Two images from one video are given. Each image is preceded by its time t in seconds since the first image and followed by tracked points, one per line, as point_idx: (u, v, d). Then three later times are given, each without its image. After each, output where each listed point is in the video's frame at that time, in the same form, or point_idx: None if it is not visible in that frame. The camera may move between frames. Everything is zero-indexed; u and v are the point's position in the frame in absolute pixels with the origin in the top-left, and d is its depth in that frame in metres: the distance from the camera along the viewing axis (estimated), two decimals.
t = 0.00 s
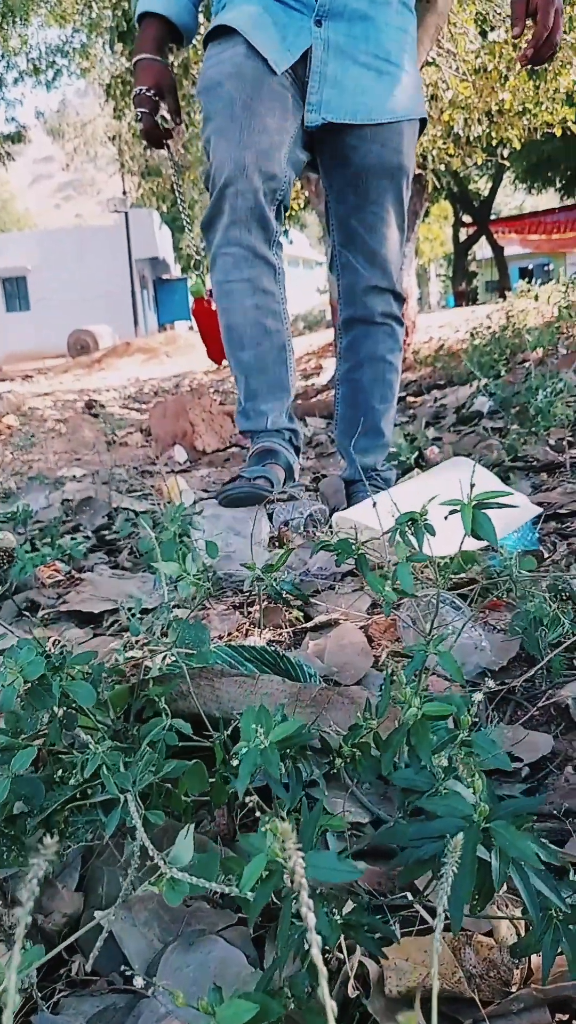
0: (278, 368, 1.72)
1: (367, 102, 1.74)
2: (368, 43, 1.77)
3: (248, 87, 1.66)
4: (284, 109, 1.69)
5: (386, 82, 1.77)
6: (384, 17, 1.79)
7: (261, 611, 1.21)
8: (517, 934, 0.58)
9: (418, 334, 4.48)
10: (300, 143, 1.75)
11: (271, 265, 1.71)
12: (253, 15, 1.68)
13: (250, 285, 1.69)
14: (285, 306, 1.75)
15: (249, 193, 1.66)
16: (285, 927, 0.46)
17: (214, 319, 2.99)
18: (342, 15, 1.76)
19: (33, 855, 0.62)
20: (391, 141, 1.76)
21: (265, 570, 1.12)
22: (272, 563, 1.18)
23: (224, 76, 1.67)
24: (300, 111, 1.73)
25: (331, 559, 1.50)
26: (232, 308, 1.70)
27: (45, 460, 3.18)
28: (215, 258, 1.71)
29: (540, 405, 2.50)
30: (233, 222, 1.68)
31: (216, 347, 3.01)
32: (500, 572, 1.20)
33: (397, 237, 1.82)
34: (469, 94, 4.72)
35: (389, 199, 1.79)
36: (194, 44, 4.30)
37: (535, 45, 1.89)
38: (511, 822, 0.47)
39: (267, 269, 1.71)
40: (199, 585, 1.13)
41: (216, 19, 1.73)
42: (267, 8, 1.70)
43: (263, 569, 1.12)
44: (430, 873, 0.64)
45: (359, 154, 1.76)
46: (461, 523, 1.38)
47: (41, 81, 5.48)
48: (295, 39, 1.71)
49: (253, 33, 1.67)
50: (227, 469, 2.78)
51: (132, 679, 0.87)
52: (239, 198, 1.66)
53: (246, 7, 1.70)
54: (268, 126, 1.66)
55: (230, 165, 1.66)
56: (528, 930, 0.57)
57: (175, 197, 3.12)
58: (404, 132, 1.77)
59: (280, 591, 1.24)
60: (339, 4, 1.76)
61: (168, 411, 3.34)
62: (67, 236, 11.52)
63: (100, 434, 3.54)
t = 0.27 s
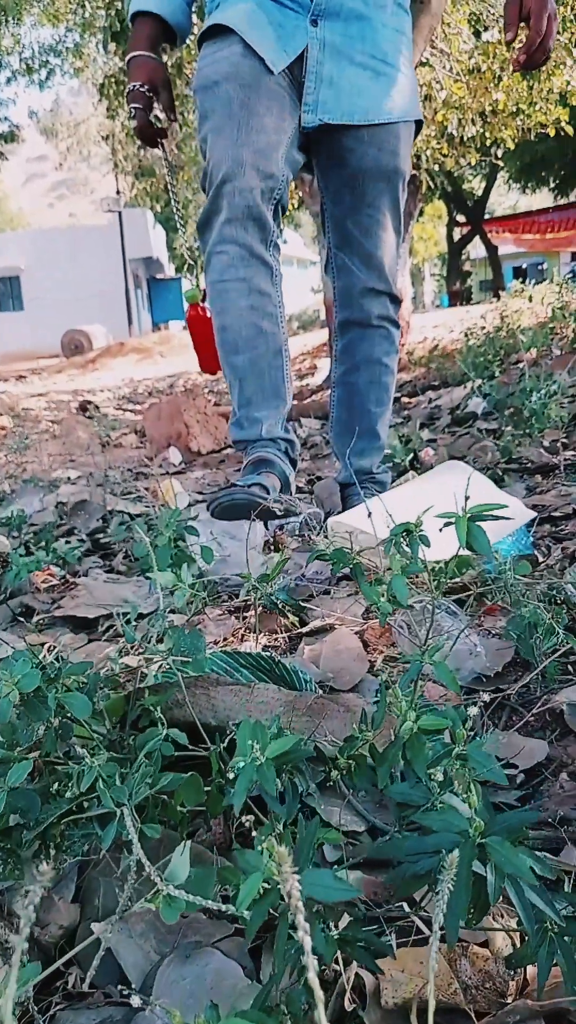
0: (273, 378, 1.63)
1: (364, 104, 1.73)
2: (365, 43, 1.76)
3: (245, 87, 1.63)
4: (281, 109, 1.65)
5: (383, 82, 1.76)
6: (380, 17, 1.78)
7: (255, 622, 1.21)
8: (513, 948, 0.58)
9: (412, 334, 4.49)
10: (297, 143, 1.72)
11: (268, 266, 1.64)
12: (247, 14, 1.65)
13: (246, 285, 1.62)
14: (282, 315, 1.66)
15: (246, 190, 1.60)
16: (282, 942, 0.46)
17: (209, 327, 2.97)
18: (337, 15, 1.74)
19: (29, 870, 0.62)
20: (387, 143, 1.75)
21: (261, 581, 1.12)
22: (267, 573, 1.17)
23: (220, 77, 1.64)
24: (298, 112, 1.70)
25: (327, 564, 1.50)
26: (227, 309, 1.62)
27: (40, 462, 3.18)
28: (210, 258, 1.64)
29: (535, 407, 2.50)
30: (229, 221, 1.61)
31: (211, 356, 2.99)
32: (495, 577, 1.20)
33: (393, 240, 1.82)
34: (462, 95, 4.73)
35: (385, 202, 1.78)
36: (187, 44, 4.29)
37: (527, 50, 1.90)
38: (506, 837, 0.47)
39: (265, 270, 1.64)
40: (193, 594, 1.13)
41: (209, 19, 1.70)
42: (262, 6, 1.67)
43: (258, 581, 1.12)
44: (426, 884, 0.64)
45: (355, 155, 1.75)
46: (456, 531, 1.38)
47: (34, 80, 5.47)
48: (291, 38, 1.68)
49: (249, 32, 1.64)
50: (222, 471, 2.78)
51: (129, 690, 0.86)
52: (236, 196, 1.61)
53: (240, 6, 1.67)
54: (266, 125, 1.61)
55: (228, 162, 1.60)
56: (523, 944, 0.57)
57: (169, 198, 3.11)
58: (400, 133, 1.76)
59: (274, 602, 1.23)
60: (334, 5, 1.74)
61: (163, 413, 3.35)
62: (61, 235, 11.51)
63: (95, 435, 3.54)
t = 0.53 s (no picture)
0: (272, 386, 1.58)
1: (365, 107, 1.72)
2: (365, 45, 1.75)
3: (247, 91, 1.61)
4: (283, 113, 1.63)
5: (382, 86, 1.75)
6: (379, 21, 1.77)
7: (254, 635, 1.20)
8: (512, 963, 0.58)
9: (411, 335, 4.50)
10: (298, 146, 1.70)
11: (269, 270, 1.61)
12: (247, 17, 1.64)
13: (245, 288, 1.58)
14: (282, 321, 1.63)
15: (249, 192, 1.58)
16: (281, 960, 0.46)
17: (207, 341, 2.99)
18: (337, 18, 1.73)
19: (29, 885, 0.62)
20: (387, 147, 1.75)
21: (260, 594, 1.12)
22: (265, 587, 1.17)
23: (220, 80, 1.62)
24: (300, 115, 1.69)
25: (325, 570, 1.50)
26: (225, 311, 1.58)
27: (39, 464, 3.19)
28: (210, 259, 1.61)
29: (533, 410, 2.50)
30: (231, 222, 1.58)
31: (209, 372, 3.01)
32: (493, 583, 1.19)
33: (393, 244, 1.82)
34: (461, 96, 4.74)
35: (384, 206, 1.79)
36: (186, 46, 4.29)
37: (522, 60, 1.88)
38: (505, 855, 0.47)
39: (265, 273, 1.60)
40: (192, 604, 1.12)
41: (207, 23, 1.69)
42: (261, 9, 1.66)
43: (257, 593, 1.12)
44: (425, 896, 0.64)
45: (354, 160, 1.74)
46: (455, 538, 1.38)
47: (32, 82, 5.48)
48: (291, 41, 1.67)
49: (250, 34, 1.62)
50: (220, 474, 2.78)
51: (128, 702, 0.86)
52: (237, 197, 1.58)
53: (239, 9, 1.66)
54: (269, 129, 1.60)
55: (231, 164, 1.58)
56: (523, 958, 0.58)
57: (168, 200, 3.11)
58: (400, 137, 1.76)
59: (274, 616, 1.22)
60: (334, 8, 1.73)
61: (162, 415, 3.35)
62: (59, 236, 11.52)
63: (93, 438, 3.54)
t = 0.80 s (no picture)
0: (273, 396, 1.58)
1: (368, 115, 1.73)
2: (366, 52, 1.75)
3: (249, 101, 1.61)
4: (286, 124, 1.64)
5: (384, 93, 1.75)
6: (380, 27, 1.77)
7: (253, 649, 1.19)
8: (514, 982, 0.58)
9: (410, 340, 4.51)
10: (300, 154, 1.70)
11: (272, 280, 1.60)
12: (247, 26, 1.64)
13: (247, 296, 1.57)
14: (284, 331, 1.62)
15: (253, 201, 1.58)
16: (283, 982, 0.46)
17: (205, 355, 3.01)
18: (338, 25, 1.73)
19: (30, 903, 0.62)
20: (389, 154, 1.75)
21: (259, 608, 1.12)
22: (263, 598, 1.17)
23: (222, 90, 1.62)
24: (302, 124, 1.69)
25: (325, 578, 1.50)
26: (227, 319, 1.57)
27: (39, 470, 3.19)
28: (212, 267, 1.61)
29: (533, 417, 2.50)
30: (235, 230, 1.58)
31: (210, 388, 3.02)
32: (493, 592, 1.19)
33: (393, 253, 1.82)
34: (460, 102, 4.75)
35: (385, 215, 1.79)
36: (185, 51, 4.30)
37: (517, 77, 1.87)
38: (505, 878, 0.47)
39: (268, 283, 1.60)
40: (192, 616, 1.12)
41: (206, 33, 1.69)
42: (261, 18, 1.66)
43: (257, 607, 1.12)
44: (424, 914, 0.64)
45: (355, 168, 1.75)
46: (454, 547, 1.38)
47: (32, 86, 5.49)
48: (292, 50, 1.67)
49: (250, 44, 1.62)
50: (220, 480, 2.78)
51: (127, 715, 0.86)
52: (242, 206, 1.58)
53: (239, 18, 1.66)
54: (272, 139, 1.61)
55: (235, 174, 1.59)
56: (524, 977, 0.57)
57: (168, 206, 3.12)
58: (402, 144, 1.77)
59: (273, 632, 1.21)
60: (335, 15, 1.73)
61: (162, 420, 3.35)
62: (59, 240, 11.54)
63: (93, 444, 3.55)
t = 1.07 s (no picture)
0: (279, 406, 1.58)
1: (375, 123, 1.73)
2: (372, 60, 1.74)
3: (257, 114, 1.61)
4: (293, 136, 1.64)
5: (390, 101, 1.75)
6: (386, 34, 1.77)
7: (257, 662, 1.19)
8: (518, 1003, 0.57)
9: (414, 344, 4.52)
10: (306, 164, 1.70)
11: (280, 291, 1.61)
12: (251, 37, 1.64)
13: (254, 307, 1.57)
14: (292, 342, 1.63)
15: (262, 214, 1.58)
16: (285, 1006, 0.46)
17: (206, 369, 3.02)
18: (343, 32, 1.72)
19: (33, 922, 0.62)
20: (394, 162, 1.76)
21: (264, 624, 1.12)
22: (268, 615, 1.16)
23: (228, 103, 1.61)
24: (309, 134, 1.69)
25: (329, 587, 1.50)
26: (234, 329, 1.57)
27: (43, 476, 3.20)
28: (219, 277, 1.61)
29: (537, 423, 2.50)
30: (243, 241, 1.58)
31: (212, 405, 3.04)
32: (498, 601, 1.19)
33: (398, 261, 1.82)
34: (464, 106, 4.76)
35: (390, 223, 1.79)
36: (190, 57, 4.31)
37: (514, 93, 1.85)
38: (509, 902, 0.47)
39: (275, 294, 1.60)
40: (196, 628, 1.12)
41: (209, 44, 1.69)
42: (266, 28, 1.65)
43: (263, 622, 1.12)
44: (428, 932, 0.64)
45: (361, 176, 1.75)
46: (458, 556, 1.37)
47: (38, 92, 5.52)
48: (297, 59, 1.66)
49: (254, 55, 1.62)
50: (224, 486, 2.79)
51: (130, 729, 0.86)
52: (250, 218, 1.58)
53: (244, 28, 1.65)
54: (280, 153, 1.61)
55: (243, 186, 1.59)
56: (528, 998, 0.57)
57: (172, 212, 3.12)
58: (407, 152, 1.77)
59: (277, 645, 1.21)
60: (340, 22, 1.72)
61: (166, 426, 3.36)
62: (64, 244, 11.58)
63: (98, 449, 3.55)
